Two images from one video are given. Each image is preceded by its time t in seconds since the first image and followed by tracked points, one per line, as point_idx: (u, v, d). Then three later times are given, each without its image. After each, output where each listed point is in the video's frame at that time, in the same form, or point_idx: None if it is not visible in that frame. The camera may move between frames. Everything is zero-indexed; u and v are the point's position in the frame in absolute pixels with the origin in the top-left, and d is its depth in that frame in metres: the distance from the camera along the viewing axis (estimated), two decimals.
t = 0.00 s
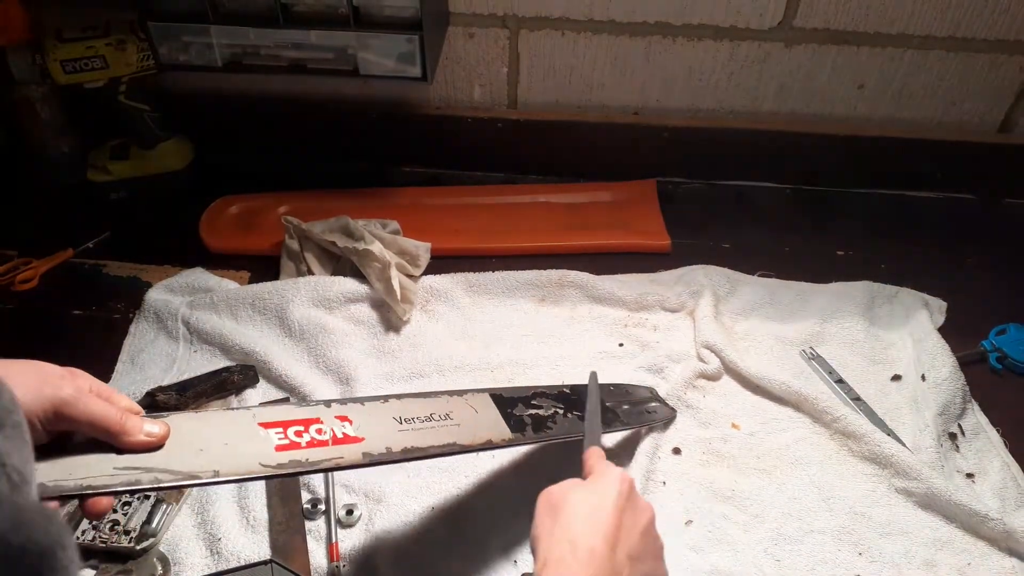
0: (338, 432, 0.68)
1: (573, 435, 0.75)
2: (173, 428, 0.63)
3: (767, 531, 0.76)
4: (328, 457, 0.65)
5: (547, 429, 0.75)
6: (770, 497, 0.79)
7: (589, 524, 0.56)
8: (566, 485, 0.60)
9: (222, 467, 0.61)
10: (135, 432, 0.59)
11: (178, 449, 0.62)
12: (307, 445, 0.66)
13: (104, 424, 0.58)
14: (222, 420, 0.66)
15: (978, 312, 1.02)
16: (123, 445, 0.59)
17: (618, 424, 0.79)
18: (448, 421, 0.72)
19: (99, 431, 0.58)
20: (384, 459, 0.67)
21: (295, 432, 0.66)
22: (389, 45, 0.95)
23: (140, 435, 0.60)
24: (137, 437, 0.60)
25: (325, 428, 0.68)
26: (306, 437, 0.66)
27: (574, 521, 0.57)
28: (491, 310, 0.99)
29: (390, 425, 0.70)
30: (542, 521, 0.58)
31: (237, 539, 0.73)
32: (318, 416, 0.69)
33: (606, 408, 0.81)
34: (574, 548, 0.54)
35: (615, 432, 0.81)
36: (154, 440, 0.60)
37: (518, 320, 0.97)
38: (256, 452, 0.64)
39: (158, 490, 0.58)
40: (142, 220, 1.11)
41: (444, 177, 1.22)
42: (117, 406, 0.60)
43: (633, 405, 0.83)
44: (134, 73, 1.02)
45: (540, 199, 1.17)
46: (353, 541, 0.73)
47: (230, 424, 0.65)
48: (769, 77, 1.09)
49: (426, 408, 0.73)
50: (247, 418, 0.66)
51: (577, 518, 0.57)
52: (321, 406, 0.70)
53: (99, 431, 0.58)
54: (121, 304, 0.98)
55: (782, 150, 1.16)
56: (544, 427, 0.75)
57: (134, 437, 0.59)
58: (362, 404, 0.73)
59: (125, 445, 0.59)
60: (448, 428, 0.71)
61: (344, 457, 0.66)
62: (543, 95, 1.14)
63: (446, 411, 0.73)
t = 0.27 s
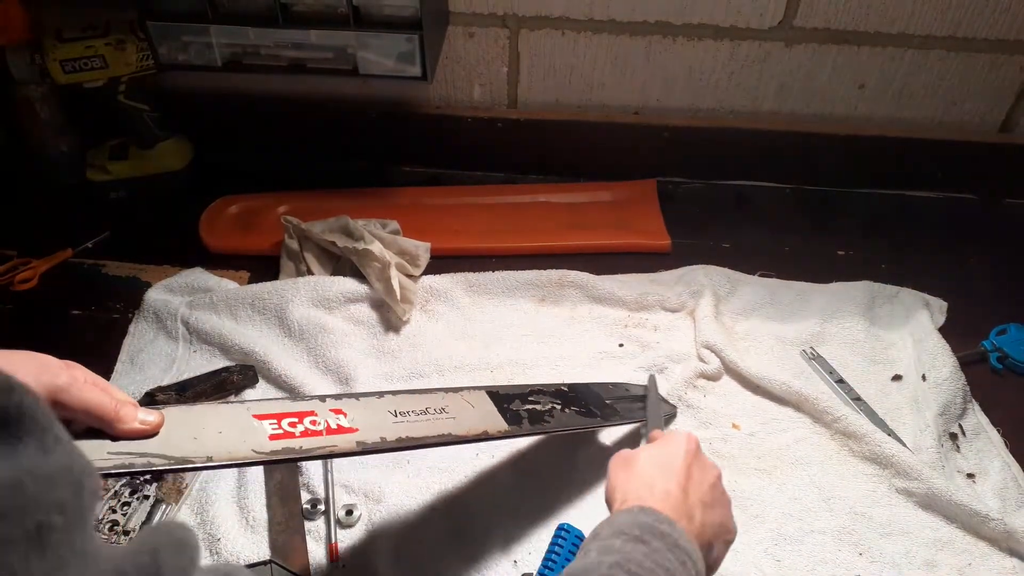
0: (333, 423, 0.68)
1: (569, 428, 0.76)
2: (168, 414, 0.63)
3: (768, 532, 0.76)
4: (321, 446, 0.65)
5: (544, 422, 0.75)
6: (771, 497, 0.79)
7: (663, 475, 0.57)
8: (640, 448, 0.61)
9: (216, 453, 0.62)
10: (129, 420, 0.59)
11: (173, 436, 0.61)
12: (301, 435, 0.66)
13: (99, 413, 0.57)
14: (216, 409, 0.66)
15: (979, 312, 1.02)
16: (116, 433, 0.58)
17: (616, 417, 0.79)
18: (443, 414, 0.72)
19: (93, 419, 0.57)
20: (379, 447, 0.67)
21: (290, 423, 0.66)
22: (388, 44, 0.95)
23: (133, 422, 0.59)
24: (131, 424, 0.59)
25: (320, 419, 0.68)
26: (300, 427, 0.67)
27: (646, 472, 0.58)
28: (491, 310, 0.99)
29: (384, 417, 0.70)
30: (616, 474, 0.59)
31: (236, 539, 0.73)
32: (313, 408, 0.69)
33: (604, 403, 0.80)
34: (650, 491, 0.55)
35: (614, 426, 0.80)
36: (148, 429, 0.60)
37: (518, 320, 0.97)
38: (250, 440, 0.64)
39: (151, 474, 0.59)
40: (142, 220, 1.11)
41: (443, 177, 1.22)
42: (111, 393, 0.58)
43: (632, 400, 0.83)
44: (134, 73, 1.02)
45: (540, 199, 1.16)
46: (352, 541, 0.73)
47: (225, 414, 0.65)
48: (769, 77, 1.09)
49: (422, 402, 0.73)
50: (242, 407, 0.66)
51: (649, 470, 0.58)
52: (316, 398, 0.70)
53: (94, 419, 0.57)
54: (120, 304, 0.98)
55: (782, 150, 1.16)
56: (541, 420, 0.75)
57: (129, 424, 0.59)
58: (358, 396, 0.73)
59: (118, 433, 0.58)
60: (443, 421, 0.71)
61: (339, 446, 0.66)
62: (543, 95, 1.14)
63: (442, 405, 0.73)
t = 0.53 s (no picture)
0: (332, 425, 0.68)
1: (569, 428, 0.75)
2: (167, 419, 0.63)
3: (768, 532, 0.76)
4: (322, 447, 0.65)
5: (545, 423, 0.75)
6: (771, 497, 0.79)
7: (675, 473, 0.57)
8: (651, 448, 0.62)
9: (215, 455, 0.61)
10: (130, 423, 0.57)
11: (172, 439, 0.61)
12: (300, 436, 0.66)
13: (100, 417, 0.54)
14: (216, 413, 0.66)
15: (979, 311, 1.02)
16: (117, 436, 0.56)
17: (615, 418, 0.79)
18: (443, 415, 0.72)
19: (94, 424, 0.54)
20: (378, 448, 0.66)
21: (289, 425, 0.66)
22: (388, 44, 0.95)
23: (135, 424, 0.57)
24: (131, 428, 0.57)
25: (319, 420, 0.68)
26: (300, 429, 0.67)
27: (654, 472, 0.58)
28: (491, 309, 0.98)
29: (384, 418, 0.70)
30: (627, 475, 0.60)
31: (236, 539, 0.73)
32: (312, 410, 0.69)
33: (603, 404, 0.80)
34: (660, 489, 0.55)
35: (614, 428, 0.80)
36: (148, 431, 0.58)
37: (518, 320, 0.97)
38: (250, 442, 0.64)
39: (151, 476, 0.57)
40: (141, 220, 1.11)
41: (443, 177, 1.22)
42: (110, 396, 0.56)
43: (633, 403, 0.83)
44: (133, 72, 1.02)
45: (540, 199, 1.16)
46: (353, 541, 0.73)
47: (224, 418, 0.65)
48: (769, 76, 1.09)
49: (422, 403, 0.73)
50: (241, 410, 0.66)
51: (660, 470, 0.58)
52: (315, 401, 0.71)
53: (95, 423, 0.55)
54: (120, 304, 0.98)
55: (782, 150, 1.16)
56: (542, 420, 0.75)
57: (129, 429, 0.57)
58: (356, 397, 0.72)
59: (119, 436, 0.57)
60: (443, 422, 0.71)
61: (338, 447, 0.65)
62: (543, 94, 1.14)
63: (442, 407, 0.73)
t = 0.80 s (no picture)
0: (338, 421, 0.67)
1: (572, 429, 0.75)
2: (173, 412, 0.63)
3: (768, 532, 0.76)
4: (328, 445, 0.65)
5: (548, 423, 0.75)
6: (771, 497, 0.79)
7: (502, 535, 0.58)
8: (487, 495, 0.62)
9: (222, 451, 0.61)
10: (136, 413, 0.59)
11: (178, 437, 0.61)
12: (307, 432, 0.65)
13: (106, 403, 0.57)
14: (222, 406, 0.65)
15: (979, 312, 1.02)
16: (123, 427, 0.59)
17: (618, 419, 0.79)
18: (448, 413, 0.72)
19: (101, 410, 0.58)
20: (384, 447, 0.66)
21: (295, 420, 0.66)
22: (388, 44, 0.95)
23: (141, 414, 0.59)
24: (137, 417, 0.59)
25: (325, 415, 0.68)
26: (306, 424, 0.66)
27: (494, 529, 0.58)
28: (491, 309, 0.98)
29: (390, 415, 0.70)
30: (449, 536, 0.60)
31: (236, 539, 0.73)
32: (318, 403, 0.69)
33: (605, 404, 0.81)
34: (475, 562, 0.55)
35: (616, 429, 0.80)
36: (155, 423, 0.60)
37: (518, 320, 0.97)
38: (255, 438, 0.63)
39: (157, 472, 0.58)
40: (141, 220, 1.11)
41: (443, 177, 1.22)
42: (117, 385, 0.59)
43: (633, 403, 0.83)
44: (133, 73, 1.02)
45: (539, 199, 1.16)
46: (353, 541, 0.73)
47: (230, 410, 0.65)
48: (770, 76, 1.09)
49: (427, 399, 0.73)
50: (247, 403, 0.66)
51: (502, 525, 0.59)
52: (321, 394, 0.70)
53: (102, 410, 0.58)
54: (120, 304, 0.98)
55: (782, 150, 1.16)
56: (545, 421, 0.75)
57: (134, 418, 0.59)
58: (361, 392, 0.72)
59: (126, 427, 0.59)
60: (448, 420, 0.71)
61: (344, 445, 0.65)
62: (543, 94, 1.14)
63: (447, 403, 0.73)
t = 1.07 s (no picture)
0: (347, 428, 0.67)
1: (578, 431, 0.75)
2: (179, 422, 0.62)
3: (768, 532, 0.76)
4: (338, 452, 0.64)
5: (553, 425, 0.75)
6: (772, 497, 0.79)
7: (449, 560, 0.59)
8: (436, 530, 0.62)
9: (234, 462, 0.61)
10: (143, 426, 0.58)
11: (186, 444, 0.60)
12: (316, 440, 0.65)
13: (111, 416, 0.57)
14: (229, 417, 0.65)
15: (979, 312, 1.02)
16: (131, 440, 0.58)
17: (623, 419, 0.79)
18: (456, 417, 0.72)
19: (107, 423, 0.57)
20: (394, 453, 0.66)
21: (305, 428, 0.66)
22: (388, 44, 0.95)
23: (146, 428, 0.58)
24: (145, 431, 0.58)
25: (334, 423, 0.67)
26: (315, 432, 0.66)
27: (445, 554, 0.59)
28: (491, 309, 0.98)
29: (397, 421, 0.70)
30: None
31: (236, 539, 0.73)
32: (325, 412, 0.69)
33: (609, 406, 0.80)
34: None
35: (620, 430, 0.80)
36: (162, 435, 0.59)
37: (518, 320, 0.97)
38: (264, 447, 0.63)
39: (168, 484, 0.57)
40: (141, 220, 1.11)
41: (443, 177, 1.22)
42: (123, 398, 0.59)
43: (634, 404, 0.83)
44: (134, 72, 1.02)
45: (539, 199, 1.16)
46: (353, 541, 0.73)
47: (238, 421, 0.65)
48: (769, 76, 1.09)
49: (433, 404, 0.73)
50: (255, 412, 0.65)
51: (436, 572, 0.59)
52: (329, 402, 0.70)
53: (107, 423, 0.57)
54: (120, 304, 0.98)
55: (782, 150, 1.16)
56: (550, 423, 0.75)
57: (143, 431, 0.58)
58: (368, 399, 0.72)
59: (134, 440, 0.58)
60: (456, 424, 0.71)
61: (355, 451, 0.65)
62: (543, 94, 1.14)
63: (453, 408, 0.73)
